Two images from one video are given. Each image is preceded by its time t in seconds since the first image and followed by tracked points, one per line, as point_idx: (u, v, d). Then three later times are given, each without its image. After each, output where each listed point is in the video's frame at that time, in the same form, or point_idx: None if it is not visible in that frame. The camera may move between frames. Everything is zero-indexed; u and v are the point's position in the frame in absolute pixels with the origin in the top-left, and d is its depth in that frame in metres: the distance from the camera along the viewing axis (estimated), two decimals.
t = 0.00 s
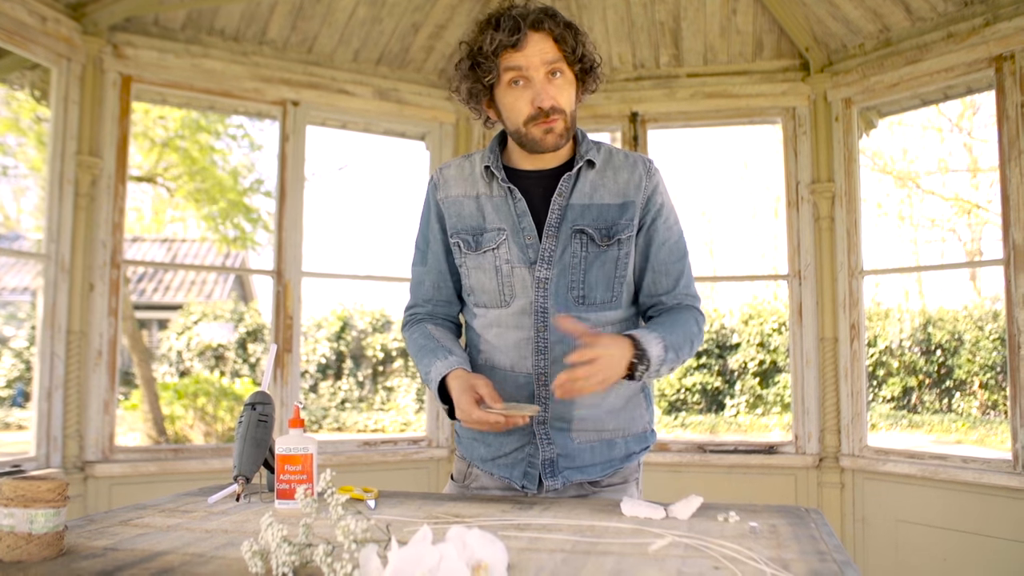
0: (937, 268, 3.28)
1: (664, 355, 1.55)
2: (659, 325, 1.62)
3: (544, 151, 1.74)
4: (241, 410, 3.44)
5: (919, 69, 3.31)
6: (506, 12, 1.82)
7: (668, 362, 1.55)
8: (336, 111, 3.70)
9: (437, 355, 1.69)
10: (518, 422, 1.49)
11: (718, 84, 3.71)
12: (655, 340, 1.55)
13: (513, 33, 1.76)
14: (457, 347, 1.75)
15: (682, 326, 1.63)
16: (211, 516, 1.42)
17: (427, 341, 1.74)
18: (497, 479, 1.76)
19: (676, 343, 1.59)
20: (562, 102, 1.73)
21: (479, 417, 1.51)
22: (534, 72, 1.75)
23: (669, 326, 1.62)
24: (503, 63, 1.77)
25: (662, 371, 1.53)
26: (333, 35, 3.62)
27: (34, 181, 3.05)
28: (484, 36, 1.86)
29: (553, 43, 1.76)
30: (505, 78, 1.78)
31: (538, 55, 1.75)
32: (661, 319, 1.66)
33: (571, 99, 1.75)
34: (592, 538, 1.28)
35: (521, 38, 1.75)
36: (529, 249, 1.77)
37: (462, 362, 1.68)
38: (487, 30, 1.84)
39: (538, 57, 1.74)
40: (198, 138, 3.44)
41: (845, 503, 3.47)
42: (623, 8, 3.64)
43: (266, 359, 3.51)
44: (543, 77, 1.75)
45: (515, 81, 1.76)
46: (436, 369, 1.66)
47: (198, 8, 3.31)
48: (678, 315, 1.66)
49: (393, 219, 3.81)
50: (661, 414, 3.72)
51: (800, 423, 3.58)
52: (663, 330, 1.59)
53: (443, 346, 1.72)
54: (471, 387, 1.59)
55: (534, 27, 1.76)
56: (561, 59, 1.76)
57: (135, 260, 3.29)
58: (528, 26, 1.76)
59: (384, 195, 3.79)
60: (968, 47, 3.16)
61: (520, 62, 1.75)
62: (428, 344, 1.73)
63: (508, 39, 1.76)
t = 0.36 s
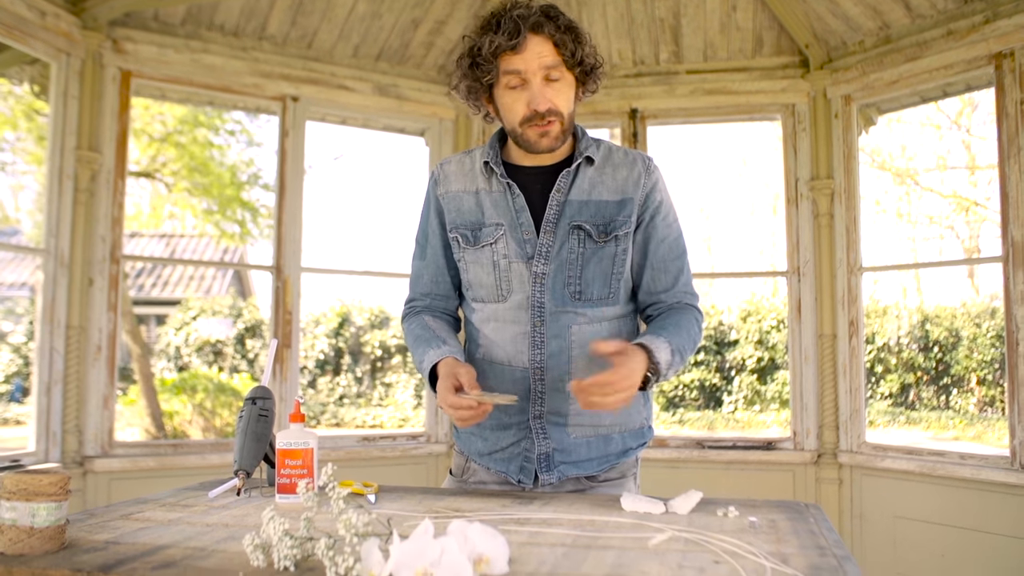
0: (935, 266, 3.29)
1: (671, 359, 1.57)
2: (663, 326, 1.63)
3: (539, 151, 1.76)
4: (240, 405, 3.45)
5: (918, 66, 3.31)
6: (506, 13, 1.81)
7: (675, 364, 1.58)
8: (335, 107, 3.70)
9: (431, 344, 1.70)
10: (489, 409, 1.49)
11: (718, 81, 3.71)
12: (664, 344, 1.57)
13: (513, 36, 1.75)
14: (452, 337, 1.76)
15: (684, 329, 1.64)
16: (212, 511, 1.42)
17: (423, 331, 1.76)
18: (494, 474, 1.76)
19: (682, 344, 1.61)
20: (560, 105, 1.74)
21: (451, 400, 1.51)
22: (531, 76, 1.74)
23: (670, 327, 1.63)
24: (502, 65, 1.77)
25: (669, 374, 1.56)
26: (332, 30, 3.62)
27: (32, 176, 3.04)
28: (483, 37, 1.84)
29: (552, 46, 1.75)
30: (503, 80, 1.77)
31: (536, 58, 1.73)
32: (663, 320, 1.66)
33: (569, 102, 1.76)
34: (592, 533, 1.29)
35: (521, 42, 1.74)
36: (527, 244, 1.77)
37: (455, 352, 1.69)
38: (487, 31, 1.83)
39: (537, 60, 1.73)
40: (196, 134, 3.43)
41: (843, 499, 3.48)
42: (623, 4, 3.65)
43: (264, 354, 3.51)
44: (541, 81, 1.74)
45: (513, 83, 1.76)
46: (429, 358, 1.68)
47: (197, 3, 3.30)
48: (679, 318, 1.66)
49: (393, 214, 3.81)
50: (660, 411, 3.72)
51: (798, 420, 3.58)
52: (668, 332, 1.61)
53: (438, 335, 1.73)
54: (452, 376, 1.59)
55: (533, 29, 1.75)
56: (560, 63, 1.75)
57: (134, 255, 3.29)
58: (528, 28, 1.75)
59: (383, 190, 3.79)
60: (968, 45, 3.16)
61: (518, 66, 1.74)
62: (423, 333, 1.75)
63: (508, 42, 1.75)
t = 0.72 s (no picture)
0: (931, 264, 3.30)
1: (632, 376, 1.58)
2: (632, 341, 1.63)
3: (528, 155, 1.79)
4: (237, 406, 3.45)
5: (915, 65, 3.31)
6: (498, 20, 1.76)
7: (638, 381, 1.59)
8: (332, 106, 3.70)
9: (438, 340, 1.71)
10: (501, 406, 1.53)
11: (715, 80, 3.72)
12: (621, 363, 1.58)
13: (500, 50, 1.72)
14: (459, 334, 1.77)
15: (659, 340, 1.64)
16: (212, 511, 1.42)
17: (429, 328, 1.76)
18: (492, 472, 1.76)
19: (651, 358, 1.61)
20: (546, 118, 1.74)
21: (465, 390, 1.55)
22: (518, 93, 1.72)
23: (643, 339, 1.64)
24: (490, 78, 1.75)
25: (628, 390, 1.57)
26: (329, 29, 3.62)
27: (28, 177, 3.03)
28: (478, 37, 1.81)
29: (540, 64, 1.70)
30: (493, 91, 1.76)
31: (522, 76, 1.71)
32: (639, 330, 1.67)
33: (557, 113, 1.75)
34: (593, 531, 1.29)
35: (507, 58, 1.71)
36: (526, 242, 1.78)
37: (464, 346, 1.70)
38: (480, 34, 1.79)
39: (523, 79, 1.71)
40: (193, 133, 3.43)
41: (840, 497, 3.49)
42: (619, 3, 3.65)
43: (261, 354, 3.51)
44: (528, 97, 1.72)
45: (501, 96, 1.75)
46: (439, 352, 1.68)
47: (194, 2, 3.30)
48: (656, 326, 1.67)
49: (390, 214, 3.81)
50: (656, 410, 3.73)
51: (795, 418, 3.59)
52: (630, 349, 1.61)
53: (445, 332, 1.74)
54: (466, 360, 1.61)
55: (521, 45, 1.71)
56: (547, 80, 1.72)
57: (131, 255, 3.28)
58: (516, 43, 1.71)
59: (380, 190, 3.79)
60: (964, 43, 3.16)
61: (505, 82, 1.72)
62: (430, 330, 1.75)
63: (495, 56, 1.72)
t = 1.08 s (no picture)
0: (927, 268, 3.31)
1: (642, 376, 1.58)
2: (638, 342, 1.64)
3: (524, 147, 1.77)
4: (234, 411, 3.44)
5: (911, 70, 3.33)
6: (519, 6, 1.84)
7: (648, 382, 1.59)
8: (330, 112, 3.70)
9: (434, 353, 1.71)
10: (496, 423, 1.50)
11: (712, 85, 3.73)
12: (631, 363, 1.58)
13: (519, 28, 1.78)
14: (456, 347, 1.76)
15: (666, 341, 1.64)
16: (213, 517, 1.42)
17: (426, 339, 1.76)
18: (493, 477, 1.76)
19: (659, 359, 1.61)
20: (549, 105, 1.74)
21: (458, 411, 1.53)
22: (528, 70, 1.75)
23: (649, 340, 1.64)
24: (503, 55, 1.79)
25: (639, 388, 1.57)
26: (327, 35, 3.63)
27: (24, 182, 3.02)
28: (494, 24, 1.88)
29: (554, 45, 1.76)
30: (503, 71, 1.79)
31: (536, 54, 1.75)
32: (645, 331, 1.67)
33: (561, 105, 1.76)
34: (594, 537, 1.29)
35: (524, 34, 1.76)
36: (524, 246, 1.78)
37: (459, 361, 1.69)
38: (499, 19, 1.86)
39: (536, 57, 1.75)
40: (190, 139, 3.43)
41: (838, 501, 3.49)
42: (617, 8, 3.66)
43: (258, 359, 3.51)
44: (537, 77, 1.75)
45: (510, 74, 1.77)
46: (434, 366, 1.68)
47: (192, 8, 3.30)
48: (662, 327, 1.67)
49: (387, 219, 3.81)
50: (653, 414, 3.74)
51: (793, 422, 3.59)
52: (638, 349, 1.61)
53: (442, 344, 1.74)
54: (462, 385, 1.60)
55: (540, 27, 1.78)
56: (559, 65, 1.76)
57: (128, 261, 3.28)
58: (534, 24, 1.78)
59: (377, 195, 3.79)
60: (960, 48, 3.17)
61: (518, 58, 1.76)
62: (427, 341, 1.75)
63: (512, 33, 1.78)
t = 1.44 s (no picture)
0: (921, 268, 3.31)
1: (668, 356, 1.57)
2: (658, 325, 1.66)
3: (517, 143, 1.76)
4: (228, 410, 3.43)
5: (906, 70, 3.33)
6: (522, 4, 1.85)
7: (671, 362, 1.58)
8: (325, 110, 3.70)
9: (425, 345, 1.70)
10: (493, 391, 1.46)
11: (708, 84, 3.73)
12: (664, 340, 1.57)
13: (520, 23, 1.79)
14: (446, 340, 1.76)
15: (680, 328, 1.65)
16: (209, 515, 1.41)
17: (418, 331, 1.75)
18: (488, 475, 1.76)
19: (678, 344, 1.61)
20: (544, 103, 1.74)
21: (452, 389, 1.50)
22: (526, 66, 1.76)
23: (666, 325, 1.65)
24: (502, 50, 1.80)
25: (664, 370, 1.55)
26: (323, 34, 3.62)
27: (19, 180, 3.01)
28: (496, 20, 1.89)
29: (554, 43, 1.78)
30: (501, 66, 1.80)
31: (535, 51, 1.76)
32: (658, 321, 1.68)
33: (556, 103, 1.76)
34: (590, 535, 1.29)
35: (524, 30, 1.78)
36: (520, 244, 1.77)
37: (449, 351, 1.69)
38: (501, 15, 1.87)
39: (535, 53, 1.76)
40: (185, 137, 3.42)
41: (833, 500, 3.50)
42: (613, 7, 3.66)
43: (253, 358, 3.50)
44: (534, 73, 1.76)
45: (508, 69, 1.78)
46: (423, 357, 1.67)
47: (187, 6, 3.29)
48: (675, 318, 1.68)
49: (382, 217, 3.81)
50: (648, 413, 3.74)
51: (788, 421, 3.60)
52: (667, 330, 1.62)
53: (432, 336, 1.73)
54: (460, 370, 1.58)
55: (541, 24, 1.79)
56: (557, 63, 1.77)
57: (122, 259, 3.27)
58: (535, 21, 1.79)
59: (373, 194, 3.79)
60: (955, 49, 3.18)
61: (517, 53, 1.77)
62: (418, 333, 1.74)
63: (513, 28, 1.79)
